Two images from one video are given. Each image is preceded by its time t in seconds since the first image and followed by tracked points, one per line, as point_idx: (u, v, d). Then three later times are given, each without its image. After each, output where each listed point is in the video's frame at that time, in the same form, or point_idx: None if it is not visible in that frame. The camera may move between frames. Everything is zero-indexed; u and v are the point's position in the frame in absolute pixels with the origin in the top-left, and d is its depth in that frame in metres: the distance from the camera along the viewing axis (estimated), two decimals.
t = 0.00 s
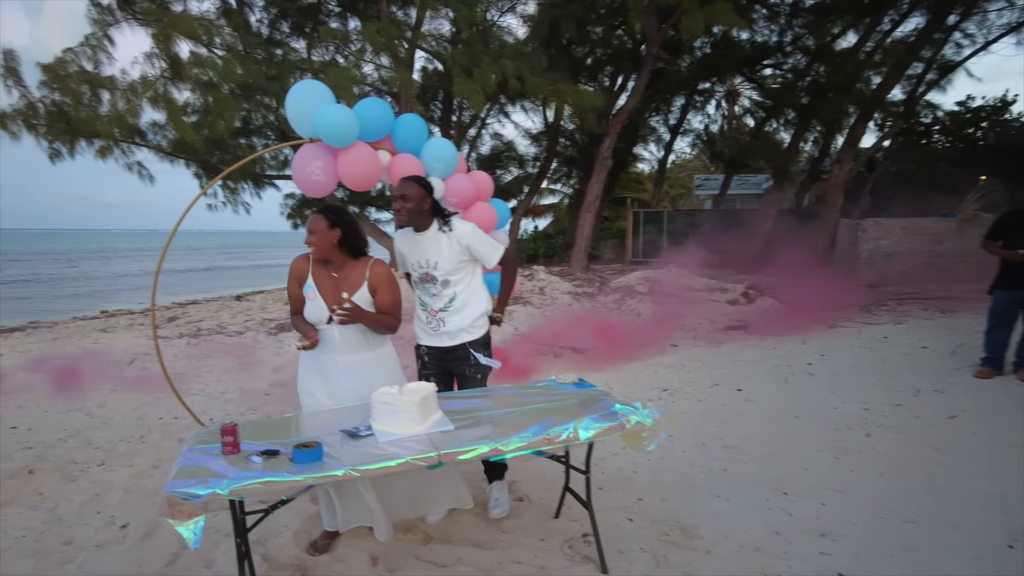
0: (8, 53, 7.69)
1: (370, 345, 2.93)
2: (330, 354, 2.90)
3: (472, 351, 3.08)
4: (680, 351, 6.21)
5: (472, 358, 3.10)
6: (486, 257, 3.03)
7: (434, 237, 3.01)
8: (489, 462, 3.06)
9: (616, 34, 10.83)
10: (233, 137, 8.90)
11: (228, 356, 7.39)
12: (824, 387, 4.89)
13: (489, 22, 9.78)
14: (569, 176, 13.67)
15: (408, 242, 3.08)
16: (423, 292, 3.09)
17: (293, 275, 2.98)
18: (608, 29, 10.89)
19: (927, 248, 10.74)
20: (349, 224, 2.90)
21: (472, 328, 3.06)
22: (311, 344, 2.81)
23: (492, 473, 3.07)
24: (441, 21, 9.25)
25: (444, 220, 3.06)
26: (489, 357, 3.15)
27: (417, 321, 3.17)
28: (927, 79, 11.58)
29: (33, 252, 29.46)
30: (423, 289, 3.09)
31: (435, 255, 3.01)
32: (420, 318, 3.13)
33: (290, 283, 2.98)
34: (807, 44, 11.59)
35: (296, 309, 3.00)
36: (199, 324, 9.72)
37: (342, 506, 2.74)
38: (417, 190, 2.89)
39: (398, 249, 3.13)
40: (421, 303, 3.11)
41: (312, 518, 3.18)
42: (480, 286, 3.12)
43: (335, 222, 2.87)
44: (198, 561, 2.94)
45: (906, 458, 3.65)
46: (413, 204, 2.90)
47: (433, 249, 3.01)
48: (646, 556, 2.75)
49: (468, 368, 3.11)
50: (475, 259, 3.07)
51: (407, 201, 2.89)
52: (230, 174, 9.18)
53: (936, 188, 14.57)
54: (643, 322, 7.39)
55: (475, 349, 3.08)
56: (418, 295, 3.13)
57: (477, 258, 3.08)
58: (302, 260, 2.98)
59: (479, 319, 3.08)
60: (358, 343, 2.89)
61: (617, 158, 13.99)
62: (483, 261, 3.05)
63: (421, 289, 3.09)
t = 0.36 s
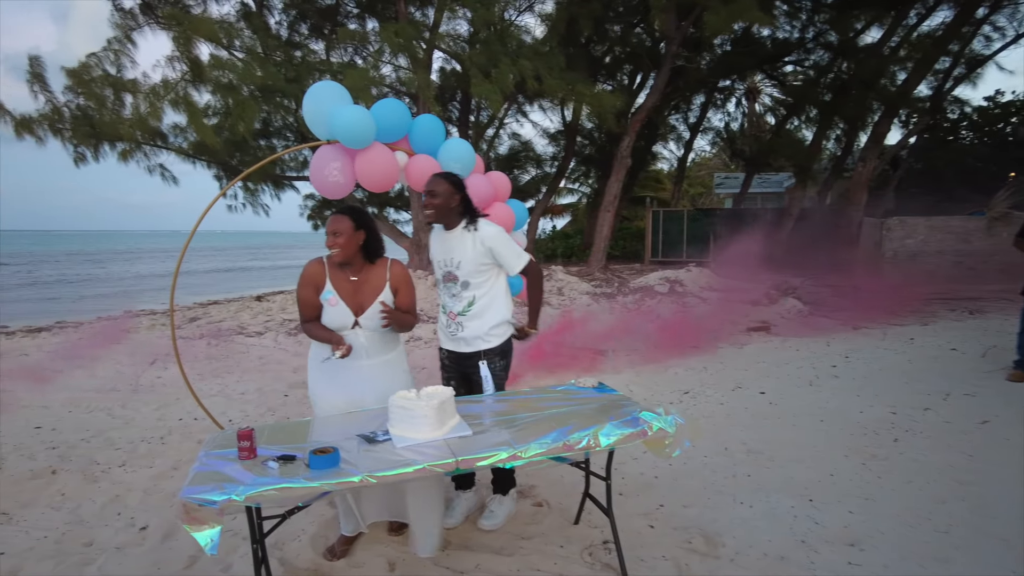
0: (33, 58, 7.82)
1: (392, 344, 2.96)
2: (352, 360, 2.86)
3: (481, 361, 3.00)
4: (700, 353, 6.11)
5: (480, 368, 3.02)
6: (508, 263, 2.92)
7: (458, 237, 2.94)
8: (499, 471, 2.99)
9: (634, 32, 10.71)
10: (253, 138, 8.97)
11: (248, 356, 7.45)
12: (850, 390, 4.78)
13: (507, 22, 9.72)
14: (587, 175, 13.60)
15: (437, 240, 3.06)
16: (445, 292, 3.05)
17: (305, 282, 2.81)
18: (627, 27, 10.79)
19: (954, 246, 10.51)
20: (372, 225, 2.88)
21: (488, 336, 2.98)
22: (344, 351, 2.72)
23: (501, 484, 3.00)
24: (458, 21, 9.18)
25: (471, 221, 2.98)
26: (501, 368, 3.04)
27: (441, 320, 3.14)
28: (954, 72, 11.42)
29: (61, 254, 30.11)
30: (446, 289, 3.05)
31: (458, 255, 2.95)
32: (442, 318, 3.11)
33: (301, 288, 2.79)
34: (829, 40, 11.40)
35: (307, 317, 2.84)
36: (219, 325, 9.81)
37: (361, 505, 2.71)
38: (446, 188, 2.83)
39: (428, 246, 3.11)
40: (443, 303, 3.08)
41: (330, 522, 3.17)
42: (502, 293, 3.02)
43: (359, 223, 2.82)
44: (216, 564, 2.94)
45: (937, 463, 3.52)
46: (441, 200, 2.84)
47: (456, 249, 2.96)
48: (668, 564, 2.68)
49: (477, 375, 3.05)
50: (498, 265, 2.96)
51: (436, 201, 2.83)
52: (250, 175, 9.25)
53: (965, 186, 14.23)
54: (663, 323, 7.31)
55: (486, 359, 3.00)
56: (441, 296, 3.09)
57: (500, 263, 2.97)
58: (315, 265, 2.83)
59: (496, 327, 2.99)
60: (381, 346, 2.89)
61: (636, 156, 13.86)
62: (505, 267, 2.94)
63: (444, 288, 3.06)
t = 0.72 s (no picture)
0: (50, 62, 7.91)
1: (416, 340, 2.95)
2: (376, 353, 2.85)
3: (503, 362, 2.97)
4: (715, 355, 6.05)
5: (502, 370, 2.99)
6: (540, 266, 2.91)
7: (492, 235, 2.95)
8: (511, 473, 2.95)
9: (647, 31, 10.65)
10: (267, 139, 9.02)
11: (261, 356, 7.48)
12: (868, 392, 4.70)
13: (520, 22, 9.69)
14: (600, 176, 13.55)
15: (469, 237, 3.04)
16: (473, 289, 3.01)
17: (333, 274, 2.84)
18: (640, 27, 10.74)
19: (973, 246, 10.36)
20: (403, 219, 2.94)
21: (513, 338, 2.94)
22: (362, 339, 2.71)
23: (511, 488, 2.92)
24: (471, 21, 9.15)
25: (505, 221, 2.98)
26: (523, 371, 3.01)
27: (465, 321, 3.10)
28: (972, 70, 11.32)
29: (79, 255, 30.51)
30: (474, 287, 3.01)
31: (491, 252, 2.93)
32: (467, 318, 3.06)
33: (331, 280, 2.83)
34: (844, 39, 11.27)
35: (334, 309, 2.85)
36: (233, 325, 9.88)
37: (378, 503, 2.68)
38: (486, 184, 2.88)
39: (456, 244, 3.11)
40: (469, 301, 3.03)
41: (343, 523, 3.16)
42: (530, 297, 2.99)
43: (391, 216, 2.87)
44: (230, 564, 2.94)
45: (959, 466, 3.45)
46: (486, 200, 2.89)
47: (490, 245, 2.94)
48: (684, 567, 2.65)
49: (496, 376, 3.02)
50: (530, 268, 2.94)
51: (479, 196, 2.87)
52: (263, 176, 9.30)
53: (984, 186, 13.99)
54: (678, 324, 7.27)
55: (508, 361, 2.97)
56: (468, 293, 3.05)
57: (530, 266, 2.95)
58: (343, 258, 2.86)
59: (523, 330, 2.95)
60: (406, 339, 2.89)
61: (649, 156, 13.78)
62: (537, 270, 2.92)
63: (472, 286, 3.01)
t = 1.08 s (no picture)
0: (63, 64, 7.95)
1: (444, 333, 2.98)
2: (405, 344, 2.89)
3: (526, 361, 2.97)
4: (727, 356, 6.01)
5: (524, 368, 2.98)
6: (567, 264, 2.94)
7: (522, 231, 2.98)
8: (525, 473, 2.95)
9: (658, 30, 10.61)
10: (277, 139, 9.03)
11: (271, 356, 7.49)
12: (883, 393, 4.64)
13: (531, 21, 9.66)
14: (609, 175, 13.51)
15: (495, 233, 3.05)
16: (497, 285, 3.01)
17: (364, 267, 2.92)
18: (650, 26, 10.72)
19: (987, 246, 10.25)
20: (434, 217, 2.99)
21: (538, 336, 2.94)
22: (391, 326, 2.79)
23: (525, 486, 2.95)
24: (481, 21, 9.13)
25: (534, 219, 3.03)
26: (544, 369, 3.01)
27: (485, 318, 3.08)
28: (987, 69, 11.21)
29: (93, 255, 30.74)
30: (499, 282, 3.00)
31: (520, 247, 2.95)
32: (488, 314, 3.04)
33: (362, 272, 2.90)
34: (856, 38, 11.20)
35: (364, 301, 2.92)
36: (243, 325, 9.90)
37: (394, 500, 2.70)
38: (529, 182, 2.93)
39: (479, 241, 3.11)
40: (492, 297, 3.02)
41: (355, 522, 3.15)
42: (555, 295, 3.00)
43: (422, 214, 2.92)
44: (241, 563, 2.94)
45: (977, 468, 3.39)
46: (527, 197, 2.92)
47: (519, 241, 2.96)
48: (698, 569, 2.62)
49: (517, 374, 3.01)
50: (555, 266, 2.97)
51: (520, 190, 2.92)
52: (274, 176, 9.33)
53: (999, 186, 13.82)
54: (688, 325, 7.22)
55: (531, 359, 2.96)
56: (491, 289, 3.03)
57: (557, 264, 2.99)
58: (375, 252, 2.94)
59: (548, 328, 2.97)
60: (433, 331, 2.92)
61: (659, 156, 13.72)
62: (563, 267, 2.94)
63: (497, 282, 3.00)
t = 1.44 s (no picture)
0: (79, 66, 8.06)
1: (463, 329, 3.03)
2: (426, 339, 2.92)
3: (552, 356, 3.07)
4: (739, 357, 5.99)
5: (550, 363, 3.08)
6: (581, 263, 3.16)
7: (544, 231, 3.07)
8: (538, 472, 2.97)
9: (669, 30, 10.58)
10: (290, 140, 9.09)
11: (284, 355, 7.54)
12: (897, 395, 4.61)
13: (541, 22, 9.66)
14: (620, 176, 13.50)
15: (514, 232, 3.05)
16: (521, 284, 3.02)
17: (385, 264, 2.91)
18: (661, 27, 10.70)
19: (1003, 247, 10.14)
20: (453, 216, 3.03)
21: (562, 331, 3.08)
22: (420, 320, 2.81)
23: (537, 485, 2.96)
24: (492, 21, 9.15)
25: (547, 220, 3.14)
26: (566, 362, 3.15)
27: (503, 318, 3.06)
28: (1003, 67, 11.09)
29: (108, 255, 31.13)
30: (522, 281, 3.03)
31: (545, 247, 3.05)
32: (509, 314, 3.04)
33: (382, 270, 2.89)
34: (869, 37, 11.03)
35: (384, 299, 2.90)
36: (256, 324, 9.97)
37: (411, 495, 2.76)
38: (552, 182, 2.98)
39: (491, 240, 3.06)
40: (515, 296, 3.02)
41: (368, 520, 3.17)
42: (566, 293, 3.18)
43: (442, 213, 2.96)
44: (255, 560, 2.96)
45: (993, 470, 3.35)
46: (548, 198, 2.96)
47: (544, 241, 3.05)
48: (710, 569, 2.62)
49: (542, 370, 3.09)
50: (569, 265, 3.16)
51: (549, 189, 2.95)
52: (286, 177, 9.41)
53: (1014, 186, 13.66)
54: (699, 326, 7.20)
55: (556, 353, 3.08)
56: (512, 289, 3.03)
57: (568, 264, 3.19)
58: (394, 249, 2.94)
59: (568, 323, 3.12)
60: (453, 327, 2.96)
61: (670, 156, 13.68)
62: (578, 266, 3.15)
63: (522, 281, 3.03)
